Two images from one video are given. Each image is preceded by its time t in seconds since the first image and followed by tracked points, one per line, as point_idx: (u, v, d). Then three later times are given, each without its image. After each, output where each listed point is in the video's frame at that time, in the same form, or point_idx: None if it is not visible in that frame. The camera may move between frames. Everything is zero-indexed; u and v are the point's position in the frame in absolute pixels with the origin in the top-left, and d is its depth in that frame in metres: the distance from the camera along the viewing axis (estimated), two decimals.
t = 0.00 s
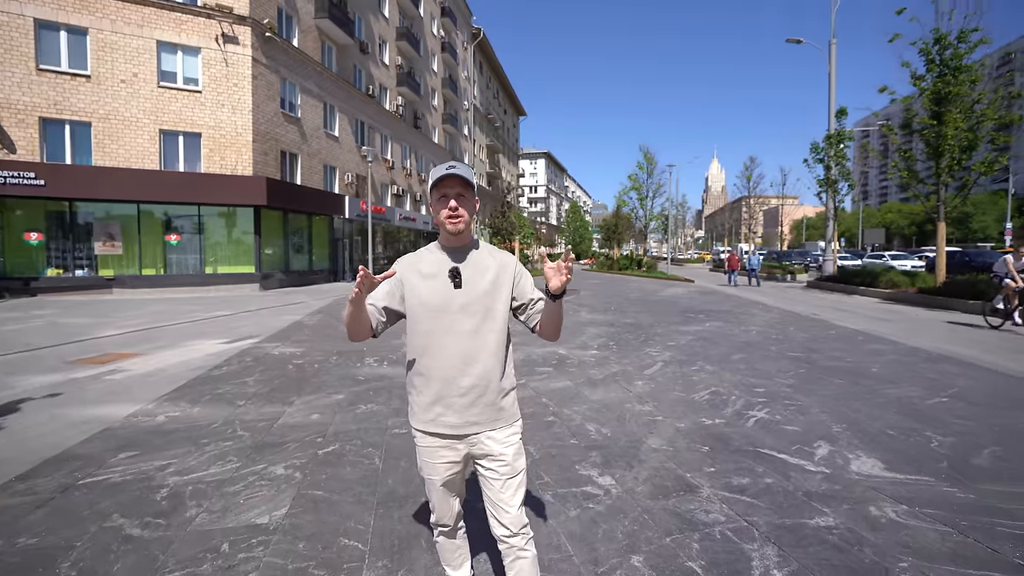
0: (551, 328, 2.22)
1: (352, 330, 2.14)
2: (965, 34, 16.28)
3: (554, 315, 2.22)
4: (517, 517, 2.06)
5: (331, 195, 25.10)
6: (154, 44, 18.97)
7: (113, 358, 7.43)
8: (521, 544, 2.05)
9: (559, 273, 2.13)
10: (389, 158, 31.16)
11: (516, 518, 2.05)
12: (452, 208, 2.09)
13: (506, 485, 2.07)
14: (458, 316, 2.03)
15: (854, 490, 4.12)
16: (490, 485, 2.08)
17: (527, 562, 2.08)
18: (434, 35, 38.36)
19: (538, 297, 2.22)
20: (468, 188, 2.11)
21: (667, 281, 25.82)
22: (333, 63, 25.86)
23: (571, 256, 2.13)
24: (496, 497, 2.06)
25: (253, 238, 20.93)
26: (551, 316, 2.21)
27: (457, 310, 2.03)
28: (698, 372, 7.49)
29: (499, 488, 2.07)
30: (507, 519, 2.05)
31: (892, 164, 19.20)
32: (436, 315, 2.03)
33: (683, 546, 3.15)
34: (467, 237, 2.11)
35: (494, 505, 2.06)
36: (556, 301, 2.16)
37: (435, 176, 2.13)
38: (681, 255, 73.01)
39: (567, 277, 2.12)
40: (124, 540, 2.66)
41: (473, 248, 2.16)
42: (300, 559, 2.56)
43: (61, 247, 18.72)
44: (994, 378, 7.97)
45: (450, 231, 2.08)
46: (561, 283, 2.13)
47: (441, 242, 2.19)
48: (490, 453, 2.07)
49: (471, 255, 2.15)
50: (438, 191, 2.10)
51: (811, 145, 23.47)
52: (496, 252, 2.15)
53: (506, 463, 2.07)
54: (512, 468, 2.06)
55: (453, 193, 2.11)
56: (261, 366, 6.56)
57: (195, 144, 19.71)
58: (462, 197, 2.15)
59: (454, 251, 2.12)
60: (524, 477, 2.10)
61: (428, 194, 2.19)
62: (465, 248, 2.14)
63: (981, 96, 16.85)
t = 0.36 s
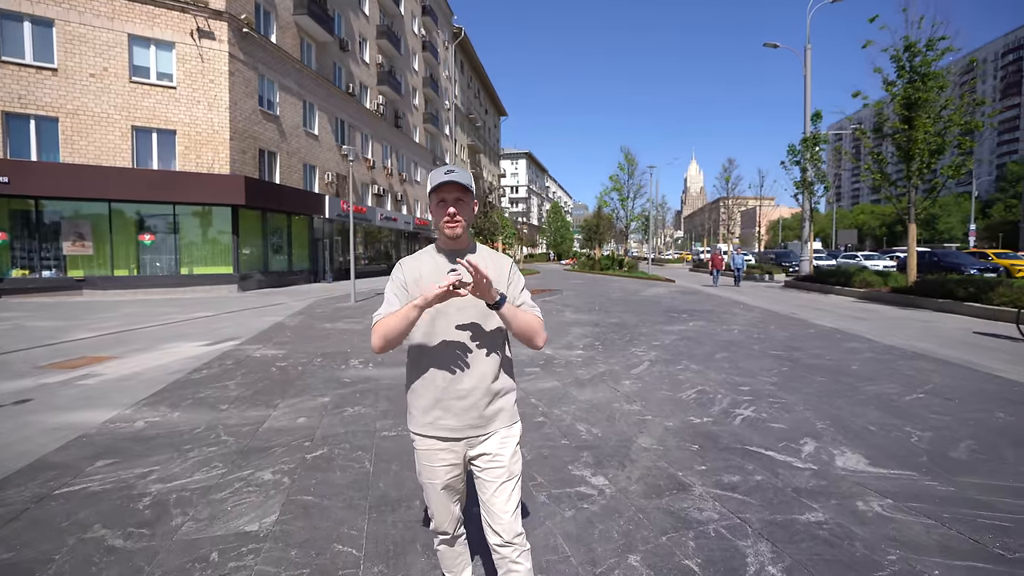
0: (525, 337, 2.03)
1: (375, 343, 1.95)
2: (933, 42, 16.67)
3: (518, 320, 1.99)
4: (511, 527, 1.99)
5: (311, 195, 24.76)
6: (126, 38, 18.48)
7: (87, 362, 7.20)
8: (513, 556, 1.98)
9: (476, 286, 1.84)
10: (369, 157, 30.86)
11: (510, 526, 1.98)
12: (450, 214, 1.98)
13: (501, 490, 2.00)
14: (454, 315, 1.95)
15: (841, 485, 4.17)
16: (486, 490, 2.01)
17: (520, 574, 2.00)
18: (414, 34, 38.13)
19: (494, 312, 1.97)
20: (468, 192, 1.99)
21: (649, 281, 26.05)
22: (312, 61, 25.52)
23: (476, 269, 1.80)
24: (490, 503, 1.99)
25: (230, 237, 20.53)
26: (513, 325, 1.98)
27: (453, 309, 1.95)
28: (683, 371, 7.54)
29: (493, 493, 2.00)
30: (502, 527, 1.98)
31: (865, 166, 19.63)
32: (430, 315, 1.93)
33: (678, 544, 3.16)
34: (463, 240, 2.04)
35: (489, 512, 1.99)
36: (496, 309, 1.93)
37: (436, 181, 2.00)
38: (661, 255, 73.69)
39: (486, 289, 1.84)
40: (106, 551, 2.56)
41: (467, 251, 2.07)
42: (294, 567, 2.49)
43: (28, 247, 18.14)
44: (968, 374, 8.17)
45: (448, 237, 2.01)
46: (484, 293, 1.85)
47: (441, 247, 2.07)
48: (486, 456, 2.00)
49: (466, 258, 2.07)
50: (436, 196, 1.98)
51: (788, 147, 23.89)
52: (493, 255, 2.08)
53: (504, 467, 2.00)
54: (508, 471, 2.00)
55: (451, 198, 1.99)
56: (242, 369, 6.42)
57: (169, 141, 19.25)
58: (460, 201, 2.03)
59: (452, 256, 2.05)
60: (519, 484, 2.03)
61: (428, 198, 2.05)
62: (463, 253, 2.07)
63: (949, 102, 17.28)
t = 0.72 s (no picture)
0: (543, 342, 1.96)
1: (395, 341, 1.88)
2: (924, 45, 16.82)
3: (533, 323, 1.91)
4: (523, 542, 1.95)
5: (304, 195, 24.63)
6: (117, 36, 18.29)
7: (79, 364, 7.11)
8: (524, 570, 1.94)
9: (492, 289, 1.80)
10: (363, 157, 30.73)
11: (522, 543, 1.94)
12: (468, 212, 1.94)
13: (514, 503, 1.96)
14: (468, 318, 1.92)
15: (841, 484, 4.19)
16: (498, 503, 1.97)
17: None
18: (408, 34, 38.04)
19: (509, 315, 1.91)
20: (486, 191, 1.95)
21: (642, 281, 26.13)
22: (305, 60, 25.37)
23: (493, 266, 1.75)
24: (501, 517, 1.96)
25: (223, 238, 20.37)
26: (528, 330, 1.91)
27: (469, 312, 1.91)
28: (681, 371, 7.55)
29: (506, 507, 1.96)
30: (513, 543, 1.94)
31: (857, 167, 19.80)
32: (444, 317, 1.88)
33: (684, 544, 3.16)
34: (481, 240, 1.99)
35: (502, 526, 1.96)
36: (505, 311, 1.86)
37: (454, 179, 1.96)
38: (654, 256, 73.98)
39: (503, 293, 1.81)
40: (108, 555, 2.52)
41: (484, 251, 2.02)
42: (299, 570, 2.46)
43: (17, 247, 17.91)
44: (961, 373, 8.25)
45: (465, 237, 1.96)
46: (498, 296, 1.81)
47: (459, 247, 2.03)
48: (499, 468, 1.95)
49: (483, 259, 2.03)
50: (454, 194, 1.94)
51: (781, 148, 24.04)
52: (510, 257, 2.03)
53: (517, 480, 1.96)
54: (522, 485, 1.96)
55: (469, 197, 1.95)
56: (239, 370, 6.36)
57: (160, 140, 19.07)
58: (479, 200, 1.98)
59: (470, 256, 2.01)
60: (533, 498, 1.98)
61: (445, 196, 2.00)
62: (482, 253, 2.03)
63: (939, 104, 17.45)
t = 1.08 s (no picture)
0: (576, 341, 1.92)
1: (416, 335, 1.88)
2: (923, 46, 16.87)
3: (565, 321, 1.85)
4: (544, 554, 1.89)
5: (304, 195, 24.62)
6: (117, 37, 18.28)
7: (81, 364, 7.10)
8: None
9: (521, 279, 1.75)
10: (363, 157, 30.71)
11: (542, 556, 1.88)
12: (495, 204, 1.92)
13: (537, 514, 1.90)
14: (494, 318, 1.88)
15: (844, 481, 4.21)
16: (521, 513, 1.91)
17: None
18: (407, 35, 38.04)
19: (537, 313, 1.87)
20: (514, 182, 1.93)
21: (642, 281, 26.16)
22: (305, 60, 25.35)
23: (521, 257, 1.72)
24: (523, 526, 1.90)
25: (223, 238, 20.36)
26: (559, 329, 1.85)
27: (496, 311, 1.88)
28: (683, 370, 7.56)
29: (527, 517, 1.90)
30: (533, 554, 1.89)
31: (856, 167, 19.83)
32: (468, 313, 1.85)
33: (689, 540, 3.19)
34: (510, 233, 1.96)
35: (523, 537, 1.90)
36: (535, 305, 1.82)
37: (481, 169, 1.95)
38: (653, 256, 74.10)
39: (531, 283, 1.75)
40: (118, 552, 2.53)
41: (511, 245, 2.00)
42: (308, 566, 2.47)
43: (17, 247, 17.88)
44: (962, 372, 8.27)
45: (493, 230, 1.94)
46: (526, 289, 1.76)
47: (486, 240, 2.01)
48: (522, 475, 1.90)
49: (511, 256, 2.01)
50: (481, 185, 1.93)
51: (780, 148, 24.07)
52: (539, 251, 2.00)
53: (540, 490, 1.90)
54: (545, 496, 1.90)
55: (496, 187, 1.93)
56: (241, 370, 6.36)
57: (160, 140, 19.05)
58: (506, 191, 1.96)
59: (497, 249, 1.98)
60: (557, 510, 1.92)
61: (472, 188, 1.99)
62: (510, 246, 2.02)
63: (938, 104, 17.49)
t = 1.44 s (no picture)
0: (623, 336, 1.91)
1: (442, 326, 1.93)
2: (924, 46, 16.90)
3: (611, 315, 1.86)
4: (573, 554, 1.86)
5: (306, 195, 24.67)
6: (120, 37, 18.31)
7: (87, 363, 7.12)
8: None
9: (568, 272, 1.72)
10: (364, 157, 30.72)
11: (570, 555, 1.86)
12: (531, 195, 1.88)
13: (568, 515, 1.87)
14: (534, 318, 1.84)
15: (848, 477, 4.24)
16: (551, 512, 1.89)
17: None
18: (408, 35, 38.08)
19: (576, 310, 1.84)
20: (552, 173, 1.88)
21: (642, 280, 26.24)
22: (306, 61, 25.38)
23: (563, 245, 1.68)
24: (553, 525, 1.87)
25: (225, 238, 20.40)
26: (604, 321, 1.86)
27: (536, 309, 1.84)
28: (686, 369, 7.60)
29: (558, 516, 1.88)
30: (563, 553, 1.86)
31: (857, 167, 19.86)
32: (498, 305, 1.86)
33: (697, 534, 3.25)
34: (546, 227, 1.92)
35: (552, 535, 1.87)
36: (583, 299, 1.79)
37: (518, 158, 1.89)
38: (653, 256, 74.11)
39: (577, 276, 1.71)
40: (135, 545, 2.56)
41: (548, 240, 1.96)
42: (323, 558, 2.51)
43: (20, 247, 17.90)
44: (964, 371, 8.29)
45: (528, 223, 1.90)
46: (576, 281, 1.73)
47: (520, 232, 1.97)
48: (556, 474, 1.88)
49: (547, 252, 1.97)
50: (517, 176, 1.89)
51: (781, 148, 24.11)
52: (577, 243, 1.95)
53: (572, 492, 1.87)
54: (577, 497, 1.87)
55: (533, 178, 1.89)
56: (248, 368, 6.40)
57: (163, 140, 19.09)
58: (544, 183, 1.92)
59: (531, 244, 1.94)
60: (589, 511, 1.89)
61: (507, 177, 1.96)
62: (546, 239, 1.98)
63: (939, 104, 17.52)
